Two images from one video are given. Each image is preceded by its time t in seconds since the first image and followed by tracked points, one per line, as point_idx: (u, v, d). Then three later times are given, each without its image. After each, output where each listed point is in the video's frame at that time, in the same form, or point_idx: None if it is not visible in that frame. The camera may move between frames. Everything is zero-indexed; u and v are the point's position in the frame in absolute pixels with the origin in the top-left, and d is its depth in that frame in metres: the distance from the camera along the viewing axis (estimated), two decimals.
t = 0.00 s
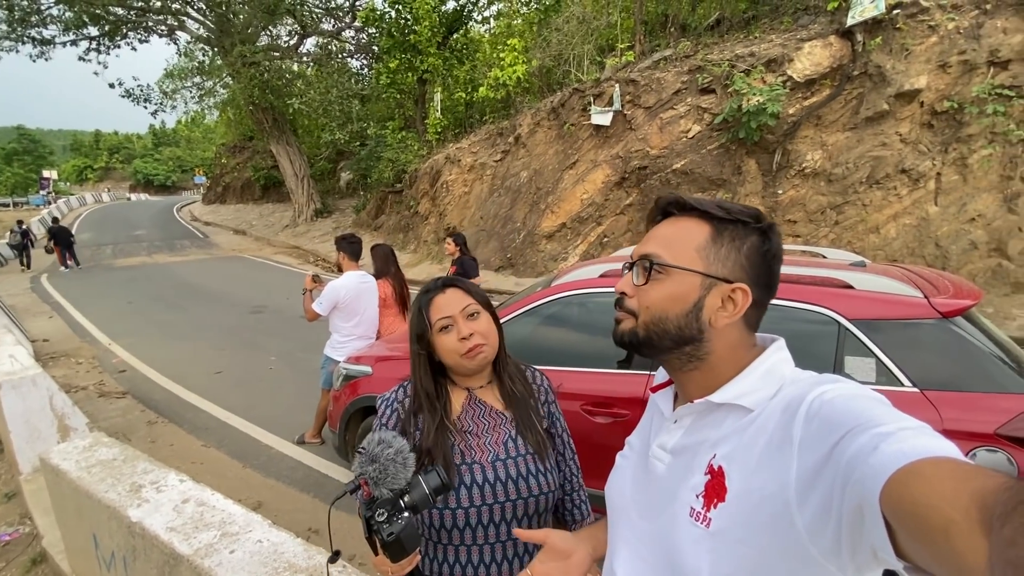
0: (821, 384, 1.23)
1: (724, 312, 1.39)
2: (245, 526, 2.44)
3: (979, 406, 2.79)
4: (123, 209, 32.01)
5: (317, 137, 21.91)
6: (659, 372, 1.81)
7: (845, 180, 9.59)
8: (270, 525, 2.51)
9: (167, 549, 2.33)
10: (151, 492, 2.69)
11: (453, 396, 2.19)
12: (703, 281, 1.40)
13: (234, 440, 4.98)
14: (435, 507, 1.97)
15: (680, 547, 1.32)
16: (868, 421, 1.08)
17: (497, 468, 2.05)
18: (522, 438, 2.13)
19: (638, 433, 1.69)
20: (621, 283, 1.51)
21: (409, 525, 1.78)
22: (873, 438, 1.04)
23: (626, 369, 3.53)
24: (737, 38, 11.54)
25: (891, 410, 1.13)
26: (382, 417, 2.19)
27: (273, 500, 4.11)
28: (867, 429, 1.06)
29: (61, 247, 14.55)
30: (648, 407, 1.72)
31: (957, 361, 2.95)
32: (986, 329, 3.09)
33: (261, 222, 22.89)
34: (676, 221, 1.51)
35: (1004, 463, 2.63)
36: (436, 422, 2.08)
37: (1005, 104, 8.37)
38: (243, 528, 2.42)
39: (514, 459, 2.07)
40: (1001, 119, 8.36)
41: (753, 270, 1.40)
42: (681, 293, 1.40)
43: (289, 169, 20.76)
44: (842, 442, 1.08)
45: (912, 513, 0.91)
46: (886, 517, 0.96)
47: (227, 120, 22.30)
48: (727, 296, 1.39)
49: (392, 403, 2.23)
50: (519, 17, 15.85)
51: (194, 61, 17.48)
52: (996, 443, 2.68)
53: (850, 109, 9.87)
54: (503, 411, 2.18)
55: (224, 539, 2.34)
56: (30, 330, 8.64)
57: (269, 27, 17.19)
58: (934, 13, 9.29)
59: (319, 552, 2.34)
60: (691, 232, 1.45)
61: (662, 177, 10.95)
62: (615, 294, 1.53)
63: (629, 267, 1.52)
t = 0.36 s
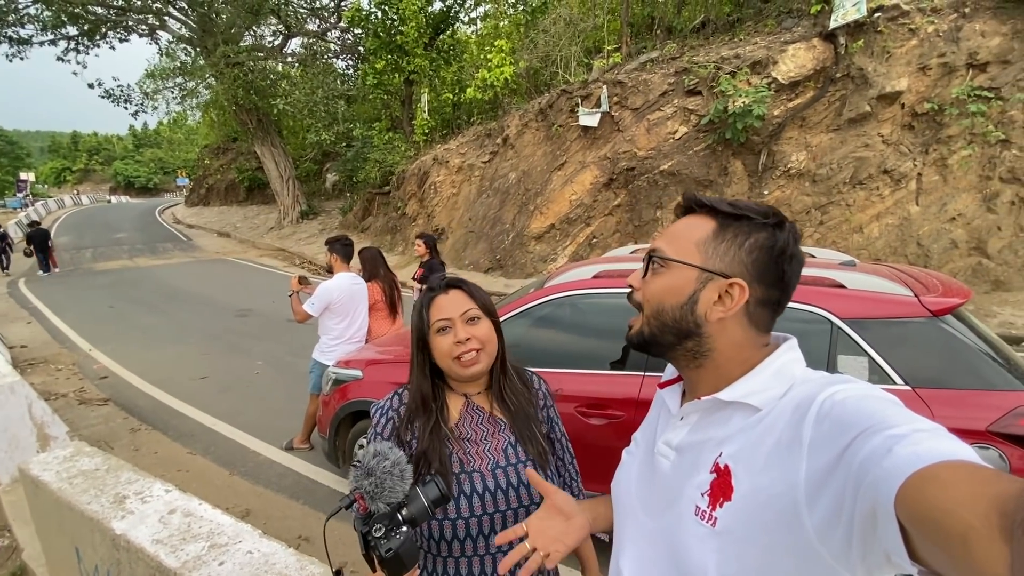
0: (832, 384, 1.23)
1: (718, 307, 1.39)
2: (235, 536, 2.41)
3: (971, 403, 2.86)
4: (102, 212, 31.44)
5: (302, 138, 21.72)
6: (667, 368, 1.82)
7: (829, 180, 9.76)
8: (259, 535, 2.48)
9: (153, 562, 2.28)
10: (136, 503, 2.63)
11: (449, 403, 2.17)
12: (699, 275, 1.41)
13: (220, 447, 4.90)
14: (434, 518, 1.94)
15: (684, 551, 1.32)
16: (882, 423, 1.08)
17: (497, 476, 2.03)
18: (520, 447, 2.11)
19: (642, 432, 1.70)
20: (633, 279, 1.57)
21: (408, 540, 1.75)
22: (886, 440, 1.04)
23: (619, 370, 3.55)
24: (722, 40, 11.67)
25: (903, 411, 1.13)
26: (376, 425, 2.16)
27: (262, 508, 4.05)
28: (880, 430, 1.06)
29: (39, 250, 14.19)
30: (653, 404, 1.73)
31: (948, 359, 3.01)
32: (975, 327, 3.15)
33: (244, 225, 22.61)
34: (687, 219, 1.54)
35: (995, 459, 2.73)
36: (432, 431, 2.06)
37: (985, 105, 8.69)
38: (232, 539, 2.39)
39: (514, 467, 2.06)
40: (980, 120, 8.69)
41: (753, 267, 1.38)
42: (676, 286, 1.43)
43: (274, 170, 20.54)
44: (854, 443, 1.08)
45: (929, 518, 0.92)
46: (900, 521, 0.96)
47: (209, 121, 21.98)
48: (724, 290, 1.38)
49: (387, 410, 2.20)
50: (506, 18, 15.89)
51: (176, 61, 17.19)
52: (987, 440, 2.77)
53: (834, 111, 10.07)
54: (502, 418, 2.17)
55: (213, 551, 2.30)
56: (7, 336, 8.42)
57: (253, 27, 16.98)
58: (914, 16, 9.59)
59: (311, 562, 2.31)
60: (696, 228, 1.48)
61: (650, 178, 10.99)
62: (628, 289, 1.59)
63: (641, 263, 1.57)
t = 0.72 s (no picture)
0: (833, 383, 1.21)
1: (705, 306, 1.39)
2: (228, 541, 2.38)
3: (962, 401, 2.91)
4: (86, 213, 30.94)
5: (291, 138, 21.55)
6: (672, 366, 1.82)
7: (818, 182, 9.88)
8: (252, 540, 2.46)
9: (144, 567, 2.24)
10: (126, 508, 2.59)
11: (449, 404, 2.14)
12: (687, 275, 1.42)
13: (210, 451, 4.84)
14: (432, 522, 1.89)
15: (687, 550, 1.31)
16: (880, 421, 1.06)
17: (498, 478, 1.99)
18: (522, 448, 2.08)
19: (644, 430, 1.70)
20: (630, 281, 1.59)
21: (411, 544, 1.72)
22: (884, 439, 1.02)
23: (615, 370, 3.56)
24: (713, 43, 11.75)
25: (903, 409, 1.11)
26: (376, 426, 2.14)
27: (254, 511, 4.01)
28: (878, 429, 1.05)
29: (23, 251, 13.93)
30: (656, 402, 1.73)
31: (940, 358, 3.05)
32: (965, 326, 3.21)
33: (233, 226, 22.40)
34: (679, 220, 1.54)
35: (987, 456, 2.77)
36: (431, 433, 2.03)
37: (969, 109, 9.00)
38: (225, 543, 2.36)
39: (515, 469, 2.02)
40: (965, 123, 8.99)
41: (741, 264, 1.37)
42: (666, 286, 1.44)
43: (264, 171, 20.34)
44: (853, 440, 1.06)
45: (923, 515, 0.90)
46: (897, 518, 0.94)
47: (196, 121, 21.74)
48: (711, 289, 1.39)
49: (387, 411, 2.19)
50: (498, 20, 15.92)
51: (163, 60, 16.98)
52: (978, 438, 2.82)
53: (822, 113, 10.18)
54: (503, 420, 2.14)
55: (206, 556, 2.27)
56: None
57: (242, 26, 16.80)
58: (901, 20, 9.78)
59: (306, 566, 2.28)
60: (686, 228, 1.48)
61: (642, 180, 11.04)
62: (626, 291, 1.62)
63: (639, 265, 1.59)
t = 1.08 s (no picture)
0: (836, 387, 1.21)
1: (707, 311, 1.40)
2: (223, 540, 2.37)
3: (956, 401, 2.93)
4: (78, 209, 30.63)
5: (286, 135, 21.44)
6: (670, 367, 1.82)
7: (812, 183, 9.95)
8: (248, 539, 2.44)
9: (138, 567, 2.22)
10: (119, 507, 2.57)
11: (448, 402, 2.14)
12: (687, 279, 1.42)
13: (204, 449, 4.82)
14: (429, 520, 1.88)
15: (685, 549, 1.31)
16: (884, 427, 1.06)
17: (497, 477, 2.00)
18: (521, 448, 2.08)
19: (645, 431, 1.70)
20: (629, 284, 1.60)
21: (403, 542, 1.70)
22: (887, 444, 1.02)
23: (611, 369, 3.57)
24: (709, 43, 11.78)
25: (906, 415, 1.11)
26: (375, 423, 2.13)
27: (248, 510, 3.99)
28: (882, 434, 1.05)
29: (13, 246, 13.79)
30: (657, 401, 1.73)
31: (932, 358, 3.08)
32: (959, 326, 3.23)
33: (227, 223, 22.27)
34: (675, 223, 1.54)
35: (980, 456, 2.80)
36: (429, 430, 2.02)
37: (962, 110, 9.07)
38: (220, 543, 2.35)
39: (515, 468, 2.03)
40: (958, 125, 9.05)
41: (740, 267, 1.38)
42: (667, 291, 1.45)
43: (258, 168, 20.22)
44: (857, 445, 1.06)
45: (926, 523, 0.91)
46: (898, 525, 0.95)
47: (190, 117, 21.60)
48: (711, 293, 1.39)
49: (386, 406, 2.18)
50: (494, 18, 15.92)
51: (156, 55, 16.84)
52: (972, 438, 2.85)
53: (817, 114, 10.23)
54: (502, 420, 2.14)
55: (201, 556, 2.26)
56: None
57: (236, 22, 16.68)
58: (895, 22, 9.87)
59: (302, 565, 2.28)
60: (683, 231, 1.48)
61: (638, 179, 11.06)
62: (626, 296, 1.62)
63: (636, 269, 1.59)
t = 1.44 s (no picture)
0: (832, 373, 1.23)
1: (762, 295, 1.44)
2: (223, 533, 2.36)
3: (954, 397, 2.95)
4: (74, 205, 30.49)
5: (284, 132, 21.37)
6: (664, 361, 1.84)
7: (810, 181, 9.98)
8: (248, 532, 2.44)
9: (138, 560, 2.21)
10: (118, 500, 2.56)
11: (453, 392, 2.13)
12: (747, 264, 1.42)
13: (202, 445, 4.81)
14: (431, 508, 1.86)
15: (685, 540, 1.30)
16: (880, 410, 1.07)
17: (497, 466, 1.99)
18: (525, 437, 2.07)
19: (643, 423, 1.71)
20: (660, 270, 1.45)
21: (408, 526, 1.71)
22: (885, 427, 1.03)
23: (610, 364, 3.57)
24: (708, 41, 11.77)
25: (901, 399, 1.13)
26: (379, 411, 2.12)
27: (246, 505, 3.98)
28: (879, 418, 1.06)
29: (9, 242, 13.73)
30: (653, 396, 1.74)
31: (930, 354, 3.10)
32: (957, 322, 3.25)
33: (224, 219, 22.20)
34: (697, 208, 1.51)
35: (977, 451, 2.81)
36: (432, 418, 2.02)
37: (960, 110, 9.09)
38: (220, 536, 2.34)
39: (515, 456, 2.01)
40: (955, 124, 9.09)
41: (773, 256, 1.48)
42: (734, 277, 1.40)
43: (255, 164, 20.15)
44: (854, 429, 1.07)
45: (924, 502, 0.92)
46: (898, 507, 0.96)
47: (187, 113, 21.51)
48: (763, 279, 1.44)
49: (390, 396, 2.18)
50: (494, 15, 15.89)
51: (153, 51, 16.77)
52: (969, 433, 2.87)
53: (816, 113, 10.25)
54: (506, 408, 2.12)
55: (201, 548, 2.25)
56: None
57: (234, 17, 16.60)
58: (894, 22, 9.89)
59: (303, 559, 2.27)
60: (726, 216, 1.46)
61: (636, 177, 11.08)
62: (651, 285, 1.46)
63: (666, 254, 1.46)
